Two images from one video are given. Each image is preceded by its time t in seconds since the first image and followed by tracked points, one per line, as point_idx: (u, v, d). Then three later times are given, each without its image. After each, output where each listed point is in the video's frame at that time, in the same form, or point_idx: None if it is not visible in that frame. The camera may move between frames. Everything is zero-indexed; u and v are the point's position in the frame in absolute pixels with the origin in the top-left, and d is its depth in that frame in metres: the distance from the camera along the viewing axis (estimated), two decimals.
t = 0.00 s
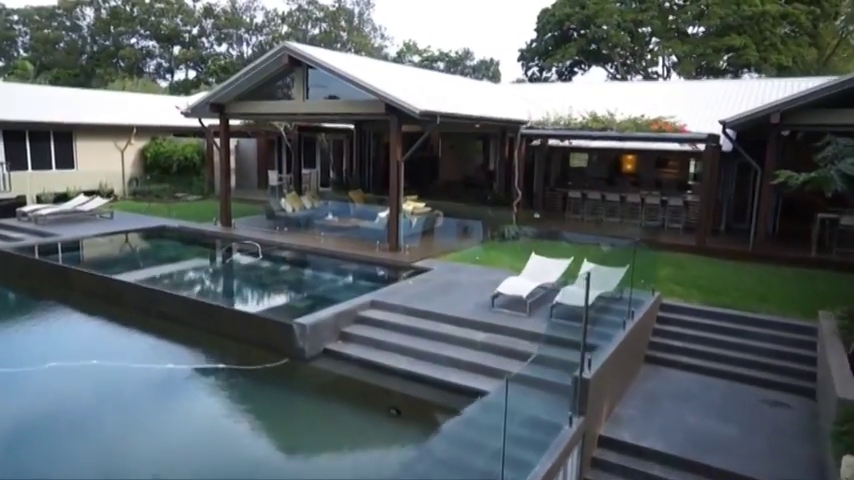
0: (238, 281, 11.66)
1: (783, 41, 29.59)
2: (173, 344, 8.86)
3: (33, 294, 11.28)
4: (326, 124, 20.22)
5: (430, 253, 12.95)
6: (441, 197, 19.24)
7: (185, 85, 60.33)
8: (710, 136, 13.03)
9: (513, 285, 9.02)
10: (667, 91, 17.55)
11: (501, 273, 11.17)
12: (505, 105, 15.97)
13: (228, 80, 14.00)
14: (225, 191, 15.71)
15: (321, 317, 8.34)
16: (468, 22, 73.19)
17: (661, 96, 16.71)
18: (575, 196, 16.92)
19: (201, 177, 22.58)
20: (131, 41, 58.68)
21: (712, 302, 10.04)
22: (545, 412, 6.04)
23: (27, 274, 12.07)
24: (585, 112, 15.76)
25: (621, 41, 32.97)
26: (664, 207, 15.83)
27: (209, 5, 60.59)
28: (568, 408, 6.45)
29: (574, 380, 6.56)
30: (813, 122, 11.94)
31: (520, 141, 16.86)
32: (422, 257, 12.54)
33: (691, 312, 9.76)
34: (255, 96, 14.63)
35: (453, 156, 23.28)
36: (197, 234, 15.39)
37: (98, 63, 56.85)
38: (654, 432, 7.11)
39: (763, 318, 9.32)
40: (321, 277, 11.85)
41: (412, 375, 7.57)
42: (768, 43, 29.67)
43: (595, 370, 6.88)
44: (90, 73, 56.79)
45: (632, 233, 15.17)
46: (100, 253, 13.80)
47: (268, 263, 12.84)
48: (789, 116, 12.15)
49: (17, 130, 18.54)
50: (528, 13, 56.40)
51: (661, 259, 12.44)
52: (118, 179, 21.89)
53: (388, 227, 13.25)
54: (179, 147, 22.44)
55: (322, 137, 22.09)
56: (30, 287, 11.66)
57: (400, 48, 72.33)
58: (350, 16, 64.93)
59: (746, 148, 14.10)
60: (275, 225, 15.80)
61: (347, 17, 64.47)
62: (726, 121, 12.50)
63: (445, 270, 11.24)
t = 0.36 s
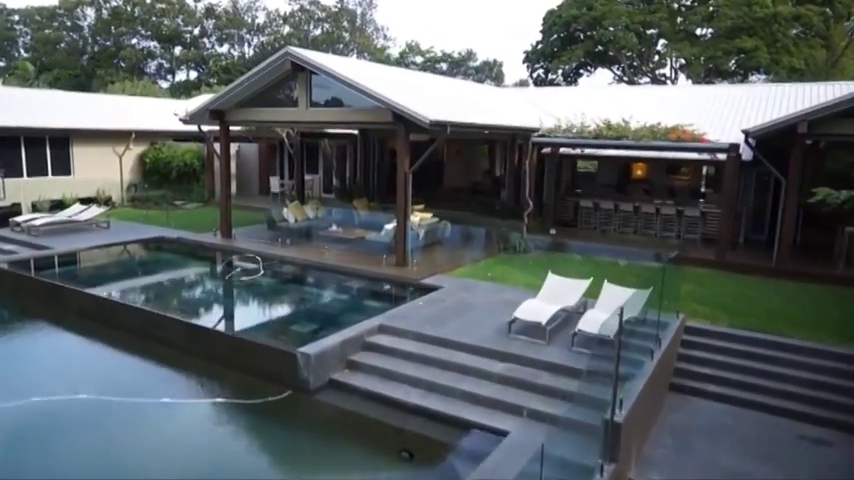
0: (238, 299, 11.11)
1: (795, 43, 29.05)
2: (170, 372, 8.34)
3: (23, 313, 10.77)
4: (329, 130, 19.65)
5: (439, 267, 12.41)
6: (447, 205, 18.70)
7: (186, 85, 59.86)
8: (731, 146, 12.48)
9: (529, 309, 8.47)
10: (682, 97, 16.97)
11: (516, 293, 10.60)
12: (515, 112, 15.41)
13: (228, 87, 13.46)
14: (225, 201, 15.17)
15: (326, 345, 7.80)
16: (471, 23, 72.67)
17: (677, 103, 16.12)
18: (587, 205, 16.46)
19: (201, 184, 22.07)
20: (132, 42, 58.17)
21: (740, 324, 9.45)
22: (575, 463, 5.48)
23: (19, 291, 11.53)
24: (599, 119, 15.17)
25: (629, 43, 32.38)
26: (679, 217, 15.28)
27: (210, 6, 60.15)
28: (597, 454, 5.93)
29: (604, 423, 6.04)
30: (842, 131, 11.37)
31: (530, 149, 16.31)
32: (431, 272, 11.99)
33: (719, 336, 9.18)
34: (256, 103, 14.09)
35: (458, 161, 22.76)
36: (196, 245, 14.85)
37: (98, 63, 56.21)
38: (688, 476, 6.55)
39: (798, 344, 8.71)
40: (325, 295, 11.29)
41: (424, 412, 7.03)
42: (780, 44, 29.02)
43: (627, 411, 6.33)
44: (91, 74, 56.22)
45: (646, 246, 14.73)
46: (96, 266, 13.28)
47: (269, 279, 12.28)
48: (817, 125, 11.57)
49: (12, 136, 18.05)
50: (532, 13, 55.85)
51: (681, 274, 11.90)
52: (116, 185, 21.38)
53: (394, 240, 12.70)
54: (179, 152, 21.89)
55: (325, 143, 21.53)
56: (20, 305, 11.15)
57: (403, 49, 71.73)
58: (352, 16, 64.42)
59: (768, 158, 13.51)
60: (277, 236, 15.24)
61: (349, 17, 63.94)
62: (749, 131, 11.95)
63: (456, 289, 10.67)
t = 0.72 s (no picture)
0: (238, 321, 10.54)
1: (808, 46, 28.46)
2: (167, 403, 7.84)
3: (12, 335, 10.22)
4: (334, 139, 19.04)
5: (449, 285, 11.87)
6: (454, 215, 18.15)
7: (187, 87, 59.45)
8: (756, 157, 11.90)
9: (547, 337, 7.95)
10: (698, 104, 16.38)
11: (532, 315, 10.01)
12: (526, 120, 14.87)
13: (229, 95, 12.93)
14: (226, 212, 14.61)
15: (333, 378, 7.26)
16: (474, 24, 72.18)
17: (693, 111, 15.55)
18: (600, 216, 15.93)
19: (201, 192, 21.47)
20: (133, 43, 57.80)
21: (772, 352, 8.88)
22: None
23: (8, 309, 10.98)
24: (613, 127, 14.59)
25: (638, 46, 31.78)
26: (697, 229, 14.73)
27: (212, 5, 61.16)
28: None
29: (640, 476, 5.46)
30: None
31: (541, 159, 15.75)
32: (441, 290, 11.45)
33: (753, 365, 8.58)
34: (258, 111, 13.55)
35: (463, 167, 21.78)
36: (195, 258, 14.31)
37: (99, 64, 55.79)
38: None
39: (835, 375, 8.14)
40: (329, 316, 10.69)
41: (437, 456, 6.48)
42: (793, 48, 28.41)
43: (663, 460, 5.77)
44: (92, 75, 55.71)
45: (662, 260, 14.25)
46: (89, 282, 12.70)
47: (270, 298, 11.71)
48: (847, 137, 10.99)
49: (5, 143, 17.50)
50: (536, 14, 55.29)
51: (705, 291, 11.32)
52: (114, 192, 20.81)
53: (402, 257, 12.14)
54: (178, 159, 21.32)
55: (328, 149, 20.97)
56: (9, 326, 10.61)
57: (405, 51, 71.23)
58: (355, 17, 63.90)
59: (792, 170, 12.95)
60: (279, 249, 14.65)
61: (351, 18, 63.47)
62: (776, 142, 11.37)
63: (469, 311, 10.07)
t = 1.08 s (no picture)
0: (238, 343, 10.11)
1: (817, 51, 28.02)
2: (161, 436, 7.41)
3: None
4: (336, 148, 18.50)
5: (458, 303, 11.34)
6: (460, 225, 17.66)
7: (187, 88, 59.15)
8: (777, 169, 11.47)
9: (564, 367, 7.51)
10: (711, 113, 15.95)
11: (546, 338, 9.56)
12: (535, 129, 14.42)
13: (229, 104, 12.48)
14: (225, 224, 14.09)
15: (342, 415, 6.77)
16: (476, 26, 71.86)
17: (707, 120, 15.09)
18: (611, 227, 15.48)
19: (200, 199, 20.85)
20: (132, 44, 57.53)
21: (803, 378, 8.39)
22: None
23: None
24: (626, 137, 14.13)
25: (644, 50, 31.39)
26: (712, 242, 14.29)
27: (211, 8, 60.61)
28: None
29: None
30: None
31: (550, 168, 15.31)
32: (450, 310, 10.93)
33: (783, 395, 8.10)
34: (259, 119, 13.10)
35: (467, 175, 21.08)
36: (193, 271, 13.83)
37: (99, 66, 55.46)
38: None
39: None
40: (333, 339, 10.26)
41: None
42: (802, 52, 27.97)
43: None
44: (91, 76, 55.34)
45: (677, 274, 13.81)
46: (83, 298, 12.26)
47: (272, 318, 11.29)
48: None
49: None
50: (539, 16, 54.86)
51: (725, 310, 10.85)
52: (111, 200, 20.34)
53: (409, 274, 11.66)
54: (177, 166, 20.71)
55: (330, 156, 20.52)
56: None
57: (406, 53, 70.83)
58: (356, 19, 63.42)
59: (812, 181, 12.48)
60: (280, 262, 14.17)
61: (352, 20, 63.01)
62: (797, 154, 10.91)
63: (480, 333, 9.63)
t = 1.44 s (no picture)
0: (242, 367, 9.76)
1: (826, 54, 27.64)
2: (160, 471, 7.00)
3: None
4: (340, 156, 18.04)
5: (469, 321, 10.91)
6: (467, 235, 17.22)
7: (184, 90, 58.86)
8: (800, 182, 11.07)
9: (590, 399, 7.09)
10: (725, 121, 15.56)
11: (564, 360, 9.17)
12: (546, 138, 14.01)
13: (231, 113, 12.03)
14: (225, 238, 13.57)
15: (356, 453, 6.34)
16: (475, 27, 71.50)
17: (721, 129, 14.69)
18: (623, 239, 15.11)
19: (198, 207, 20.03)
20: (130, 45, 57.32)
21: (837, 407, 7.96)
22: None
23: None
24: (640, 147, 13.72)
25: (649, 54, 31.03)
26: (728, 255, 13.90)
27: (208, 8, 61.10)
28: None
29: None
30: None
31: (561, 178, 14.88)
32: (461, 329, 10.50)
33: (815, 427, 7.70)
34: (262, 129, 12.66)
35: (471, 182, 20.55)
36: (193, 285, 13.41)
37: (96, 66, 55.16)
38: None
39: None
40: (340, 362, 9.92)
41: None
42: (810, 56, 27.60)
43: None
44: (88, 77, 54.97)
45: (692, 289, 13.44)
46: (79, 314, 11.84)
47: (276, 337, 10.93)
48: None
49: None
50: (540, 17, 54.43)
51: (747, 329, 10.46)
52: (108, 207, 19.88)
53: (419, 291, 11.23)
54: (175, 173, 19.91)
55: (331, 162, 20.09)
56: None
57: (406, 54, 70.40)
58: (355, 20, 62.92)
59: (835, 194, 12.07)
60: (282, 275, 13.76)
61: (351, 22, 62.53)
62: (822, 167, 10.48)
63: (494, 356, 9.25)
